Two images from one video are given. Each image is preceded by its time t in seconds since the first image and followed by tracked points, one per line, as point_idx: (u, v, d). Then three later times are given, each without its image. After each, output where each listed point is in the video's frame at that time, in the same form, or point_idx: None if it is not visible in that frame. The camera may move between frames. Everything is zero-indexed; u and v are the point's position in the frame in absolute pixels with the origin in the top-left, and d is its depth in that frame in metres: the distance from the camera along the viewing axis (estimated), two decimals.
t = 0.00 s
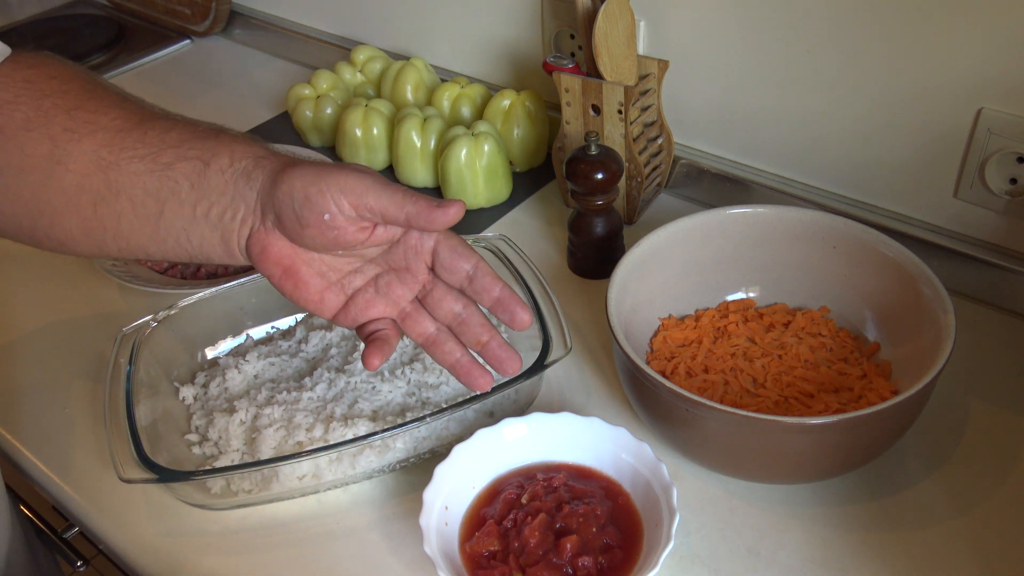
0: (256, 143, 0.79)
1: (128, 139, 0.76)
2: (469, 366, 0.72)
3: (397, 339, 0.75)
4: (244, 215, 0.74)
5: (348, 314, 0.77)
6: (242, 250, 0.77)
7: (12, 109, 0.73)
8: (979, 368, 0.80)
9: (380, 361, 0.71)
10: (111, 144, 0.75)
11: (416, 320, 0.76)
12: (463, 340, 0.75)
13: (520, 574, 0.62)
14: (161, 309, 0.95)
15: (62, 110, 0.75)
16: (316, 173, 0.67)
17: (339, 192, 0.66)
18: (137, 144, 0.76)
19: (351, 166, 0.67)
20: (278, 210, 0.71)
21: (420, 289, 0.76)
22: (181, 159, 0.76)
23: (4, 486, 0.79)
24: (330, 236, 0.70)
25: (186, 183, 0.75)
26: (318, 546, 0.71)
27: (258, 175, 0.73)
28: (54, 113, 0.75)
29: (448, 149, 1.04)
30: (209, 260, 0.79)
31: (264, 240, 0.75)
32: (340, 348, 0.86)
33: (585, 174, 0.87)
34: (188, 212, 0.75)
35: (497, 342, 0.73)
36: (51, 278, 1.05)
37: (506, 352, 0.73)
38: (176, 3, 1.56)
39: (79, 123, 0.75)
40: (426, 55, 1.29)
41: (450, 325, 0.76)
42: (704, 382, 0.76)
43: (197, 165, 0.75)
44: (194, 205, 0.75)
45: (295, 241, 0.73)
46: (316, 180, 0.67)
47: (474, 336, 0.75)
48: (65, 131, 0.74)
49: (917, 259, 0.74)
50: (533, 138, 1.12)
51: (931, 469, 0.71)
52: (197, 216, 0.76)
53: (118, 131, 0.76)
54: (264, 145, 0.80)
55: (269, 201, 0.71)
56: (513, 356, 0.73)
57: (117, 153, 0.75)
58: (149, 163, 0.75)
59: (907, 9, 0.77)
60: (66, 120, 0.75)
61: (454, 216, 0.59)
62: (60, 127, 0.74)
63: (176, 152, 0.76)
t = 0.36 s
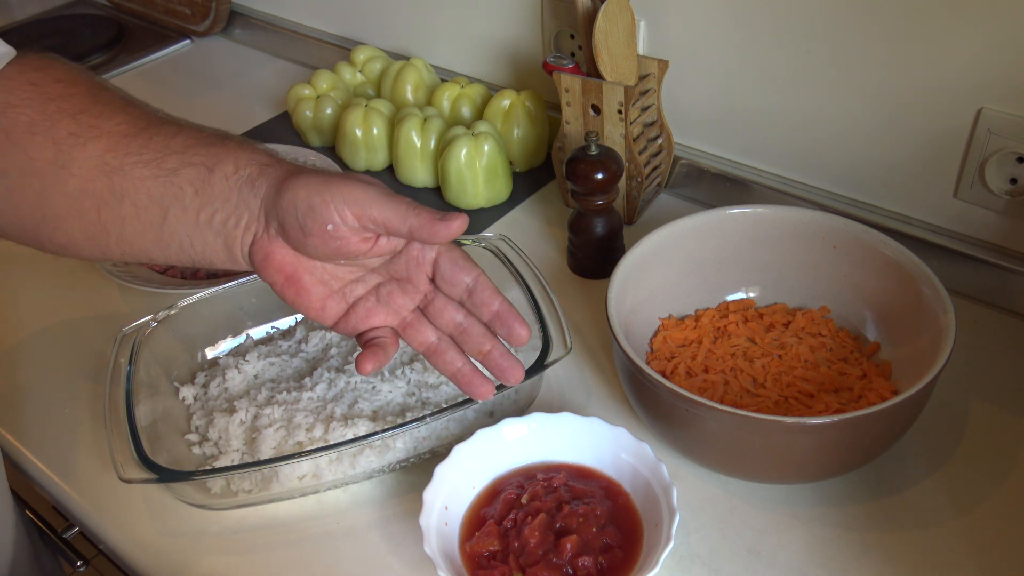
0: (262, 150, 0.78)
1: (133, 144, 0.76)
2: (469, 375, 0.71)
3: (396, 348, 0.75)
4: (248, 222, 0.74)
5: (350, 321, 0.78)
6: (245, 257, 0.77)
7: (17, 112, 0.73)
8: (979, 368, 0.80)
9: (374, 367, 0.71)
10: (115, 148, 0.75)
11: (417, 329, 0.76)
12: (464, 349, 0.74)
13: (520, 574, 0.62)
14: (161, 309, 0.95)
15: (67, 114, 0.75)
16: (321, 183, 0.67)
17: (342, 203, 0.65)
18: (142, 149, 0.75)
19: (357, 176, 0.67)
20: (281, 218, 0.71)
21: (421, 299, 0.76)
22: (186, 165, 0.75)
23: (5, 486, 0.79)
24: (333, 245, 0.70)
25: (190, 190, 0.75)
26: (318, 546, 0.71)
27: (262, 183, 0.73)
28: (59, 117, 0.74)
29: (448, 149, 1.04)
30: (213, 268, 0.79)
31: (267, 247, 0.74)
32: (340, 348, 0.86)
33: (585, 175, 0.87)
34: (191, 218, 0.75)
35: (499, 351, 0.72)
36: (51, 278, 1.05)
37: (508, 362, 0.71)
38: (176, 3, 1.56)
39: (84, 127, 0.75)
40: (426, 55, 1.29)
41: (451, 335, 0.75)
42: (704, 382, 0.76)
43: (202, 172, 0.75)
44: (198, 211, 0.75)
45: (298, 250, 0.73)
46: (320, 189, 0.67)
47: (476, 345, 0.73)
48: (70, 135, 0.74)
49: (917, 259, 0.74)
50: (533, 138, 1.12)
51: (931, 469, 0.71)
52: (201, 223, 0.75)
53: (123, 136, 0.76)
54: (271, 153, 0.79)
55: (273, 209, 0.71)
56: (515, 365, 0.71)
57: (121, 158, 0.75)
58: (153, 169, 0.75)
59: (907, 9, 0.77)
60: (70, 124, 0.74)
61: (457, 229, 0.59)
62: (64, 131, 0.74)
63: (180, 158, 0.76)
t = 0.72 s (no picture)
0: (267, 148, 0.78)
1: (139, 142, 0.75)
2: (473, 379, 0.71)
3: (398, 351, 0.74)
4: (254, 219, 0.73)
5: (354, 321, 0.77)
6: (251, 255, 0.76)
7: (23, 111, 0.72)
8: (979, 368, 0.80)
9: (375, 365, 0.70)
10: (121, 146, 0.74)
11: (422, 331, 0.75)
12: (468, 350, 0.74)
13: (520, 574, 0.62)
14: (161, 309, 0.95)
15: (73, 113, 0.74)
16: (329, 180, 0.67)
17: (350, 201, 0.65)
18: (149, 146, 0.75)
19: (365, 175, 0.67)
20: (288, 216, 0.70)
21: (427, 300, 0.76)
22: (192, 163, 0.75)
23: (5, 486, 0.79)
24: (339, 244, 0.69)
25: (197, 187, 0.74)
26: (318, 546, 0.71)
27: (269, 180, 0.73)
28: (65, 116, 0.74)
29: (448, 149, 1.04)
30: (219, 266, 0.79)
31: (273, 244, 0.74)
32: (340, 348, 0.86)
33: (585, 175, 0.87)
34: (198, 216, 0.75)
35: (504, 355, 0.72)
36: (51, 278, 1.05)
37: (514, 365, 0.72)
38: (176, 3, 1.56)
39: (90, 126, 0.74)
40: (426, 55, 1.29)
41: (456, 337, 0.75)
42: (704, 382, 0.76)
43: (209, 169, 0.74)
44: (204, 208, 0.74)
45: (304, 247, 0.73)
46: (328, 187, 0.66)
47: (481, 348, 0.74)
48: (76, 133, 0.73)
49: (917, 259, 0.74)
50: (533, 138, 1.12)
51: (932, 469, 0.71)
52: (207, 220, 0.75)
53: (129, 134, 0.75)
54: (275, 150, 0.79)
55: (280, 206, 0.71)
56: (520, 369, 0.72)
57: (128, 156, 0.74)
58: (160, 166, 0.74)
59: (907, 9, 0.77)
60: (77, 122, 0.74)
61: (464, 231, 0.58)
62: (70, 129, 0.73)
63: (186, 155, 0.75)
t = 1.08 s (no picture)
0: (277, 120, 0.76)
1: (149, 118, 0.73)
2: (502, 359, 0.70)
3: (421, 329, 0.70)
4: (265, 193, 0.72)
5: (371, 300, 0.74)
6: (263, 229, 0.75)
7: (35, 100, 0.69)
8: (980, 368, 0.79)
9: (390, 340, 0.66)
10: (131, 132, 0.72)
11: (446, 309, 0.73)
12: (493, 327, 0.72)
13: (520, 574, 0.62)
14: (161, 309, 0.95)
15: (83, 92, 0.72)
16: (338, 143, 0.65)
17: (361, 161, 0.63)
18: (160, 120, 0.73)
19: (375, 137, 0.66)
20: (298, 185, 0.69)
21: (449, 274, 0.74)
22: (202, 137, 0.73)
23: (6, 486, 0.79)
24: (351, 210, 0.67)
25: (207, 163, 0.73)
26: (318, 547, 0.71)
27: (280, 154, 0.71)
28: (75, 94, 0.71)
29: (447, 149, 1.04)
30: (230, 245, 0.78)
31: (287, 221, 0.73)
32: (340, 348, 0.86)
33: (584, 175, 0.87)
34: (208, 192, 0.73)
35: (533, 331, 0.71)
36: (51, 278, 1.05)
37: (545, 340, 0.70)
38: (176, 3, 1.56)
39: (100, 104, 0.72)
40: (427, 54, 1.29)
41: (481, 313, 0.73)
42: (704, 382, 0.75)
43: (219, 142, 0.73)
44: (214, 184, 0.73)
45: (316, 219, 0.71)
46: (338, 149, 0.65)
47: (507, 324, 0.72)
48: (86, 112, 0.71)
49: (916, 259, 0.74)
50: (533, 139, 1.11)
51: (932, 469, 0.71)
52: (219, 195, 0.73)
53: (140, 112, 0.73)
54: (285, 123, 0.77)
55: (291, 176, 0.69)
56: (552, 347, 0.70)
57: (138, 132, 0.72)
58: (170, 141, 0.73)
59: (907, 9, 0.77)
60: (87, 100, 0.72)
61: (482, 182, 0.56)
62: (80, 108, 0.71)
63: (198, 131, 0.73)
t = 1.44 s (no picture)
0: (281, 165, 0.75)
1: (150, 149, 0.73)
2: (469, 416, 0.67)
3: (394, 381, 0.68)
4: (258, 236, 0.70)
5: (350, 349, 0.73)
6: (252, 273, 0.73)
7: (30, 109, 0.70)
8: (979, 368, 0.79)
9: (373, 395, 0.66)
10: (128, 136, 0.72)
11: (420, 364, 0.70)
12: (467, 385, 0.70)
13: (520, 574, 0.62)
14: (161, 309, 0.95)
15: (83, 115, 0.72)
16: (340, 201, 0.64)
17: (360, 223, 0.62)
18: (160, 152, 0.73)
19: (376, 198, 0.64)
20: (295, 233, 0.67)
21: (428, 332, 0.72)
22: (201, 174, 0.72)
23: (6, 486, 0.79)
24: (345, 266, 0.66)
25: (203, 200, 0.71)
26: (318, 546, 0.71)
27: (278, 197, 0.70)
28: (76, 117, 0.71)
29: (447, 149, 1.04)
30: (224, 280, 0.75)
31: (277, 263, 0.71)
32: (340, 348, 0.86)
33: (584, 175, 0.87)
34: (202, 228, 0.71)
35: (502, 395, 0.69)
36: (50, 278, 1.05)
37: (511, 407, 0.68)
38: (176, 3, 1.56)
39: (100, 129, 0.72)
40: (427, 54, 1.29)
41: (456, 373, 0.71)
42: (704, 382, 0.75)
43: (217, 181, 0.72)
44: (209, 221, 0.71)
45: (307, 267, 0.69)
46: (339, 207, 0.63)
47: (480, 386, 0.69)
48: (85, 136, 0.71)
49: (916, 258, 0.74)
50: (533, 139, 1.11)
51: (932, 469, 0.71)
52: (211, 233, 0.72)
53: (141, 138, 0.73)
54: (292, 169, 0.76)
55: (287, 223, 0.68)
56: (518, 411, 0.69)
57: (136, 162, 0.72)
58: (167, 176, 0.72)
59: (907, 9, 0.77)
60: (86, 124, 0.72)
61: (474, 259, 0.56)
62: (79, 131, 0.71)
63: (198, 159, 0.73)
